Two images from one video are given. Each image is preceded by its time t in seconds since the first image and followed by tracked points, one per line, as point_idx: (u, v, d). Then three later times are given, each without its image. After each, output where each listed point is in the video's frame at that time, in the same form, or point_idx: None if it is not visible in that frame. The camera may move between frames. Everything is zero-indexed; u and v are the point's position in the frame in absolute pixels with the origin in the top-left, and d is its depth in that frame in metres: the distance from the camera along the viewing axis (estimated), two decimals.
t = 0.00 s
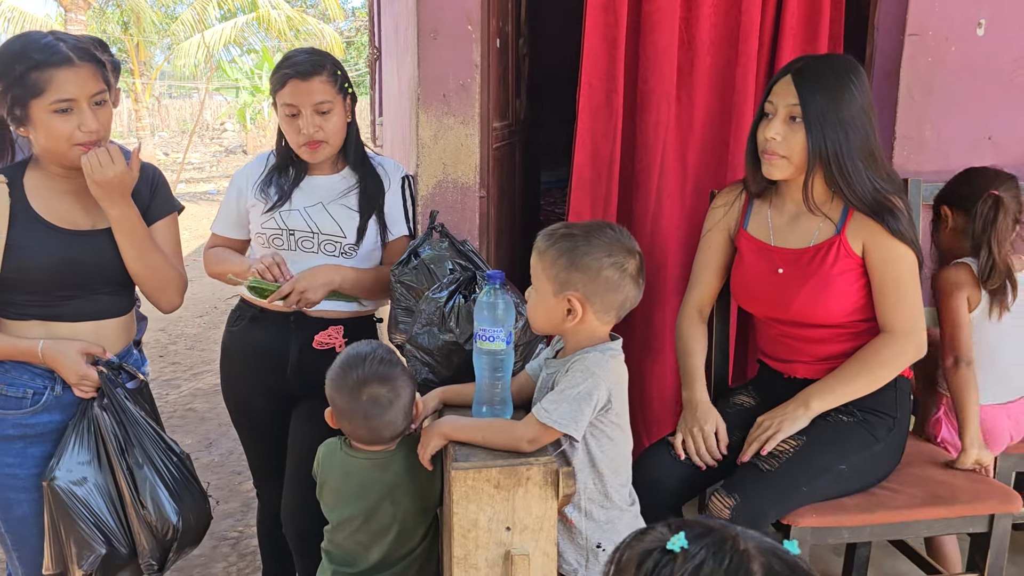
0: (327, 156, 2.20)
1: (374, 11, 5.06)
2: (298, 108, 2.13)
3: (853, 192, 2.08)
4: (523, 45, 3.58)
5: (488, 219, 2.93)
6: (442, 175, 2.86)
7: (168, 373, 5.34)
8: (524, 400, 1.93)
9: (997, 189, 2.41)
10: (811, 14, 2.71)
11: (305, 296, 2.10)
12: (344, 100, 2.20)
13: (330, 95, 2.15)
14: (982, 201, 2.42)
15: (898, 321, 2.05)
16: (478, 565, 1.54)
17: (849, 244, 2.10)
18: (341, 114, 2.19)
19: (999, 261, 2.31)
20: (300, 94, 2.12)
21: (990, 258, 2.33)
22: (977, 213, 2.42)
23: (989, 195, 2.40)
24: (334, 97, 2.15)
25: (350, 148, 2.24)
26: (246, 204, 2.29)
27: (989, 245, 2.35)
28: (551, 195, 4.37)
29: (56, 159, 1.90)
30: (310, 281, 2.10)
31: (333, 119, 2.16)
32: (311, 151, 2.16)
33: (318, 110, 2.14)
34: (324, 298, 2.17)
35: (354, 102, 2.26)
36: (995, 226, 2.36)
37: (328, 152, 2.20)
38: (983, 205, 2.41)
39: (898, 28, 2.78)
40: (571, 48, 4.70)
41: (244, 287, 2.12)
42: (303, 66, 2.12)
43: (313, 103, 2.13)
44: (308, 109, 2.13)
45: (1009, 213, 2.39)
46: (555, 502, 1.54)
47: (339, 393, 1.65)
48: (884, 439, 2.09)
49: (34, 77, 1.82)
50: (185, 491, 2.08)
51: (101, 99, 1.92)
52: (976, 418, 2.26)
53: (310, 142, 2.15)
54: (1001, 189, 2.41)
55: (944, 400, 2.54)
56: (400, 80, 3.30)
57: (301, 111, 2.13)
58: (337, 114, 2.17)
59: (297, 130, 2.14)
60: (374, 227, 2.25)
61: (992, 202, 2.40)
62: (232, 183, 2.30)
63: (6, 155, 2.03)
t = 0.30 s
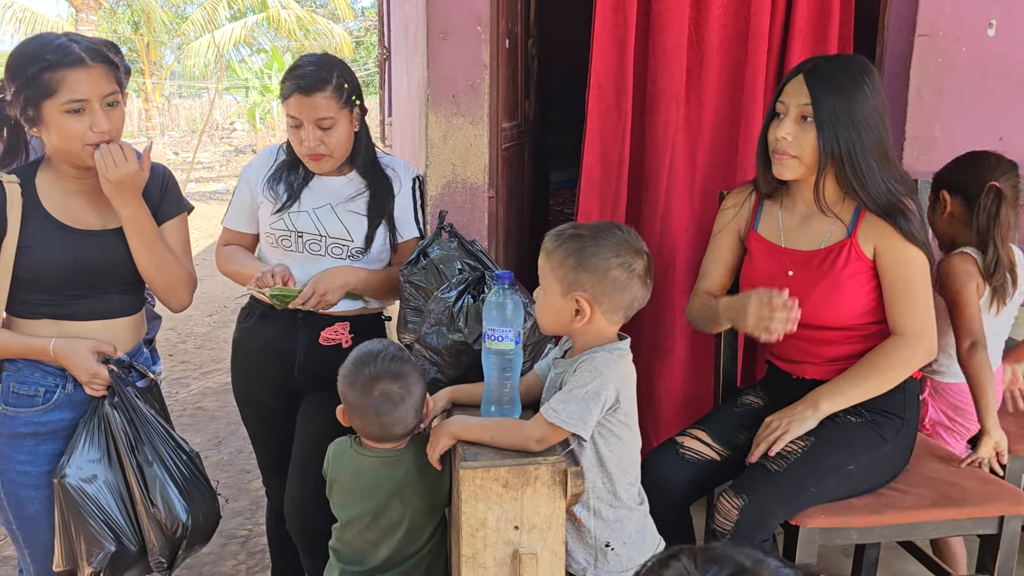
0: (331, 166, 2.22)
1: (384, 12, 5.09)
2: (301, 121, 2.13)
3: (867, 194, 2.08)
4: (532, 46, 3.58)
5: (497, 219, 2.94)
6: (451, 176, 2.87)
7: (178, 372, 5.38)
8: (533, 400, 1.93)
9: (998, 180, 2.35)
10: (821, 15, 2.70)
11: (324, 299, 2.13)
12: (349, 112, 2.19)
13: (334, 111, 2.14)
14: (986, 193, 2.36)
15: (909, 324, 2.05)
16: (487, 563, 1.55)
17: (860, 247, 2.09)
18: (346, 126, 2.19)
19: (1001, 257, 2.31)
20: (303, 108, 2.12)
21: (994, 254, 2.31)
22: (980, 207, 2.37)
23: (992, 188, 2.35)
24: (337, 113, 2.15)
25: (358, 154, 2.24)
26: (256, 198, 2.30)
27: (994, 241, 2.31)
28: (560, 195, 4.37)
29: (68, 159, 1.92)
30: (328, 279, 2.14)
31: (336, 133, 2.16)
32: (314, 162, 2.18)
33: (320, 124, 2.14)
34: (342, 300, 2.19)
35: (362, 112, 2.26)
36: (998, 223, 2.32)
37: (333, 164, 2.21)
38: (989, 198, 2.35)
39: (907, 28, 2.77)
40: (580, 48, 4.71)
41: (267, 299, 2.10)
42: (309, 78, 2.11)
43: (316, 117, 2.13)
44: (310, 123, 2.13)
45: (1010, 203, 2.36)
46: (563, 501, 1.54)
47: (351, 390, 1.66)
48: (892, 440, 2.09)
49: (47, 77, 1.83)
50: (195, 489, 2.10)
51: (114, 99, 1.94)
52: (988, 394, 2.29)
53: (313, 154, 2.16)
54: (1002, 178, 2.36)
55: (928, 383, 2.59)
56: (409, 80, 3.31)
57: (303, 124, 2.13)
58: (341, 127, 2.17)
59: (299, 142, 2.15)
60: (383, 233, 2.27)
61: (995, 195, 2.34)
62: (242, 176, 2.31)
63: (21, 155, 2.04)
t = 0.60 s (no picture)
0: (347, 173, 2.19)
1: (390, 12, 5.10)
2: (323, 127, 2.09)
3: (868, 200, 2.06)
4: (539, 45, 3.58)
5: (503, 219, 2.94)
6: (457, 175, 2.88)
7: (185, 371, 5.39)
8: (538, 400, 1.93)
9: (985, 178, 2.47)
10: (828, 14, 2.69)
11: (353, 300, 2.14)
12: (367, 117, 2.17)
13: (355, 116, 2.12)
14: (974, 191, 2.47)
15: (914, 326, 2.04)
16: (492, 563, 1.55)
17: (865, 249, 2.08)
18: (364, 131, 2.17)
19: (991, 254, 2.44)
20: (323, 113, 2.08)
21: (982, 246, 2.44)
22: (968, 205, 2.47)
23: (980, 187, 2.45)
24: (358, 119, 2.13)
25: (371, 163, 2.22)
26: (263, 210, 2.24)
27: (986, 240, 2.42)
28: (566, 195, 4.37)
29: (75, 159, 1.93)
30: (353, 279, 2.15)
31: (356, 138, 2.14)
32: (332, 169, 2.14)
33: (342, 131, 2.11)
34: (363, 305, 2.21)
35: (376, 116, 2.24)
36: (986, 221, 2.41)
37: (348, 170, 2.18)
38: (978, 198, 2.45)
39: (917, 27, 2.75)
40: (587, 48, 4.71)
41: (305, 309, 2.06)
42: (335, 84, 2.07)
43: (338, 124, 2.09)
44: (332, 129, 2.10)
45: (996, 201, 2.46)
46: (568, 502, 1.54)
47: (357, 388, 1.66)
48: (898, 440, 2.08)
49: (53, 78, 1.84)
50: (201, 488, 2.10)
51: (120, 99, 1.94)
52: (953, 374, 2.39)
53: (330, 160, 2.12)
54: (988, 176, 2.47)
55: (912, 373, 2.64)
56: (416, 80, 3.31)
57: (325, 131, 2.09)
58: (360, 132, 2.15)
59: (319, 148, 2.11)
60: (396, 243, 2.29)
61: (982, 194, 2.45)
62: (244, 186, 2.22)
63: (29, 155, 2.03)
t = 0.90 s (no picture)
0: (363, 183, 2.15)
1: (394, 12, 5.12)
2: (345, 141, 2.04)
3: (873, 201, 2.05)
4: (544, 45, 3.58)
5: (508, 219, 2.94)
6: (462, 175, 2.88)
7: (190, 370, 5.41)
8: (542, 400, 1.93)
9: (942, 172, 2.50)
10: (834, 14, 2.69)
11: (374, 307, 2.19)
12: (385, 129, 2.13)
13: (376, 130, 2.08)
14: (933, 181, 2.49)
15: (920, 326, 2.03)
16: (496, 563, 1.55)
17: (871, 249, 2.07)
18: (382, 143, 2.13)
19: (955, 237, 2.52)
20: (343, 128, 2.03)
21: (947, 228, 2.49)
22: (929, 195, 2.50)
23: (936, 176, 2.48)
24: (379, 132, 2.09)
25: (385, 172, 2.21)
26: (275, 219, 2.18)
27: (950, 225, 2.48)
28: (570, 195, 4.39)
29: (78, 158, 1.93)
30: (370, 288, 2.18)
31: (375, 151, 2.10)
32: (349, 181, 2.11)
33: (363, 145, 2.06)
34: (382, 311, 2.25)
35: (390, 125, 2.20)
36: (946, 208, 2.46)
37: (364, 181, 2.15)
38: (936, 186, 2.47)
39: (923, 26, 2.74)
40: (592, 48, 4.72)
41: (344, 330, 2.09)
42: (360, 100, 2.01)
43: (360, 138, 2.05)
44: (354, 143, 2.05)
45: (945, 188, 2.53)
46: (572, 502, 1.54)
47: (360, 389, 1.66)
48: (903, 440, 2.07)
49: (54, 77, 1.85)
50: (205, 487, 2.11)
51: (121, 97, 1.94)
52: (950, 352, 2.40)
53: (349, 174, 2.09)
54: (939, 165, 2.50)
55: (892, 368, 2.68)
56: (421, 80, 3.31)
57: (347, 145, 2.04)
58: (379, 144, 2.11)
59: (340, 162, 2.06)
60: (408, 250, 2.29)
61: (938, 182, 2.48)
62: (254, 194, 2.16)
63: (36, 153, 2.05)
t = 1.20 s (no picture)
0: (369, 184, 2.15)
1: (398, 11, 5.13)
2: (355, 142, 2.03)
3: (877, 200, 2.05)
4: (548, 45, 3.58)
5: (511, 218, 2.94)
6: (465, 175, 2.88)
7: (194, 370, 5.42)
8: (545, 400, 1.93)
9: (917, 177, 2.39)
10: (838, 13, 2.68)
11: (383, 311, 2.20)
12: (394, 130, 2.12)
13: (386, 131, 2.07)
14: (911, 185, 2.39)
15: (923, 326, 2.02)
16: (499, 563, 1.54)
17: (874, 249, 2.07)
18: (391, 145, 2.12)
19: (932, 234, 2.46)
20: (353, 129, 2.01)
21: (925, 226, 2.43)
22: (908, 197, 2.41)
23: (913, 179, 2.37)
24: (388, 134, 2.08)
25: (391, 173, 2.22)
26: (279, 219, 2.18)
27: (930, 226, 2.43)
28: (573, 195, 4.39)
29: (82, 158, 1.93)
30: (378, 294, 2.18)
31: (383, 152, 2.09)
32: (356, 182, 2.10)
33: (373, 146, 2.06)
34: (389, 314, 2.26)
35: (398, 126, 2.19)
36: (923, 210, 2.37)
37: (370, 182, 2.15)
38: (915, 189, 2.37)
39: (927, 26, 2.73)
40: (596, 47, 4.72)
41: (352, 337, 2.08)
42: (371, 102, 2.00)
43: (371, 140, 2.04)
44: (364, 144, 2.04)
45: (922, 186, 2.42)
46: (575, 502, 1.53)
47: (363, 387, 1.66)
48: (907, 441, 2.07)
49: (57, 76, 1.85)
50: (206, 488, 2.11)
51: (125, 96, 1.95)
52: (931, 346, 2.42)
53: (357, 174, 2.09)
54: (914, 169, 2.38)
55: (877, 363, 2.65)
56: (424, 80, 3.31)
57: (357, 146, 2.04)
58: (388, 146, 2.10)
59: (349, 163, 2.05)
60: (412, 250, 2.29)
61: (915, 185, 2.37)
62: (259, 193, 2.16)
63: (40, 152, 2.05)
